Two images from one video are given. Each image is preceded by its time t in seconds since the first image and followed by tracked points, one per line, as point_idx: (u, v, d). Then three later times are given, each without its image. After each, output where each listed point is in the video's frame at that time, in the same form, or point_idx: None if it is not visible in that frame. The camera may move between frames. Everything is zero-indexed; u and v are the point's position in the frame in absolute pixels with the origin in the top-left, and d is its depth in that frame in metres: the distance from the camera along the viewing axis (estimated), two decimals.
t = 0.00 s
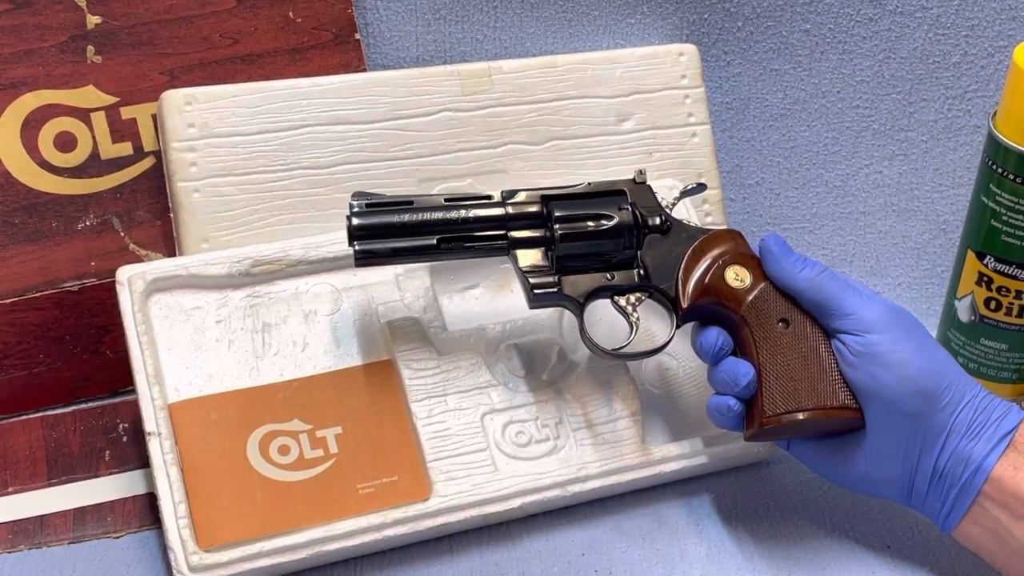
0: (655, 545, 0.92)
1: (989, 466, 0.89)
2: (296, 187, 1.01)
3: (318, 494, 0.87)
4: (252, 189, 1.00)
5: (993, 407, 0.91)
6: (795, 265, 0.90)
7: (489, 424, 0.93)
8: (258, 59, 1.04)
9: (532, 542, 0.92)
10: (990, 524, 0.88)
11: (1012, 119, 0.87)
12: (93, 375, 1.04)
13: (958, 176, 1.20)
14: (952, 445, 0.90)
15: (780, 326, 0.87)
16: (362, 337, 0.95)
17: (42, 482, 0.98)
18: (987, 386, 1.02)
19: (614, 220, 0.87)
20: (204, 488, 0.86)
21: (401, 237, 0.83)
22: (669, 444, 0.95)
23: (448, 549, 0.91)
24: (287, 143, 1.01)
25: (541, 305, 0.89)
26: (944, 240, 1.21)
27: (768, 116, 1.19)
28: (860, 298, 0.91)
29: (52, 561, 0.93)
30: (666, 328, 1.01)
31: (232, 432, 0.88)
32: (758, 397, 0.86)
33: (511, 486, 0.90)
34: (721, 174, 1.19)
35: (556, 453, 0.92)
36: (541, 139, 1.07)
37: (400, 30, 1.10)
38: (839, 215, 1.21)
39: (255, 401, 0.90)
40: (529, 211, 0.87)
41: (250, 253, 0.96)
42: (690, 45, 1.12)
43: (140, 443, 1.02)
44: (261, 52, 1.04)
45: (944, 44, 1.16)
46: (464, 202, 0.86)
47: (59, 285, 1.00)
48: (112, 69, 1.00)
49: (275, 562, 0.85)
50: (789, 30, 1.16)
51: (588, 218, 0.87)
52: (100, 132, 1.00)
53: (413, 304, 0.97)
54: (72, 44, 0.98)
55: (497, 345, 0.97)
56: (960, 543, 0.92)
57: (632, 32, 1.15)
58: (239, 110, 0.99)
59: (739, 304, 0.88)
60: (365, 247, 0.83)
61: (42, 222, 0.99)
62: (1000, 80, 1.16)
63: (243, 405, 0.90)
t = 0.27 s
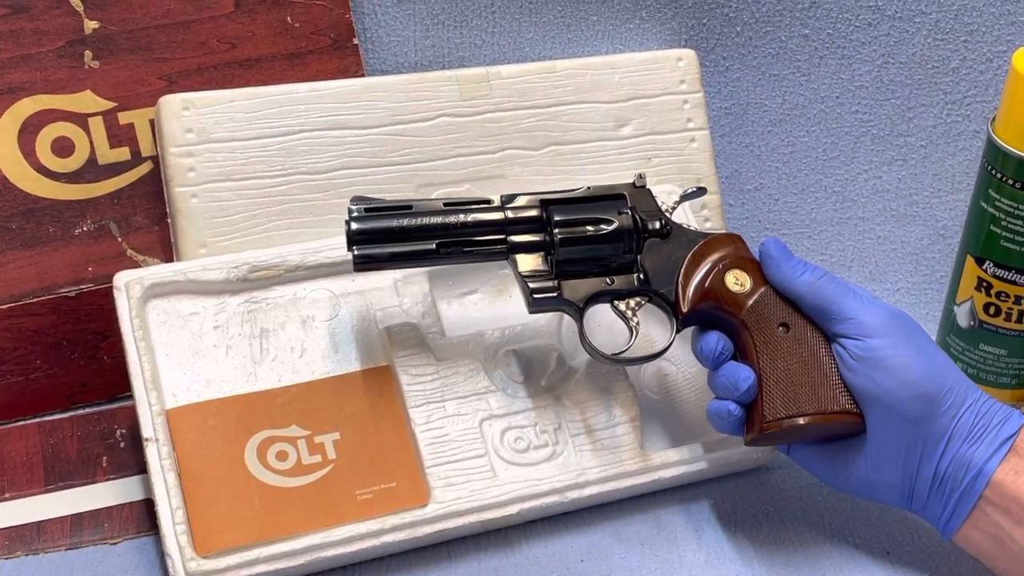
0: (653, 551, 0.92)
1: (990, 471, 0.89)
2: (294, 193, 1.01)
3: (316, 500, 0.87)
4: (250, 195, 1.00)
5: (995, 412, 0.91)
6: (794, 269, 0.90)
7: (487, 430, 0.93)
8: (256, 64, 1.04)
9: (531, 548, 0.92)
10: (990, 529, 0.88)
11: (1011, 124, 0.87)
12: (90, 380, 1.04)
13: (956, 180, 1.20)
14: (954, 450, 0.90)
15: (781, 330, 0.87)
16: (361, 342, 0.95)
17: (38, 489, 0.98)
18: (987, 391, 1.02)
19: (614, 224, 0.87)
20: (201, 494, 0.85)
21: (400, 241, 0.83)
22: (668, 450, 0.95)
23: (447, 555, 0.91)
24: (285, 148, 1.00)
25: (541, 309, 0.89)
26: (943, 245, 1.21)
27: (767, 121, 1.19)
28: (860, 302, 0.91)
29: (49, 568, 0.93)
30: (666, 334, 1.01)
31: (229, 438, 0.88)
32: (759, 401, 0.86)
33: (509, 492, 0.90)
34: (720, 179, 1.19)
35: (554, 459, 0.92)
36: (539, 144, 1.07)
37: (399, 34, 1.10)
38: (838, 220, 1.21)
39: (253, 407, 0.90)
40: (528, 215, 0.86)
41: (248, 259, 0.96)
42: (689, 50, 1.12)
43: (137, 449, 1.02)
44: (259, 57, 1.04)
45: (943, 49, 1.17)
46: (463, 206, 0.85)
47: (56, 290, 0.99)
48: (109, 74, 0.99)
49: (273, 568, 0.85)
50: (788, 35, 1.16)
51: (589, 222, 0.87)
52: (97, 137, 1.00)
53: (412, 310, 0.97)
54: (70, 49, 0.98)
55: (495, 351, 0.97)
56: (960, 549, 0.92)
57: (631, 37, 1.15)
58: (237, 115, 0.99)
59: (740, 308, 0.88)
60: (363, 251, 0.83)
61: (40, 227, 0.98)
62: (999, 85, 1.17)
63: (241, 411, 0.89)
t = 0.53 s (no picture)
0: (652, 554, 0.92)
1: (989, 473, 0.89)
2: (293, 196, 1.01)
3: (314, 503, 0.87)
4: (248, 198, 1.00)
5: (994, 414, 0.91)
6: (793, 271, 0.90)
7: (485, 433, 0.93)
8: (254, 67, 1.04)
9: (529, 551, 0.92)
10: (989, 532, 0.88)
11: (1009, 126, 0.87)
12: (89, 384, 1.04)
13: (954, 184, 1.20)
14: (952, 452, 0.90)
15: (780, 332, 0.87)
16: (359, 345, 0.95)
17: (36, 492, 0.98)
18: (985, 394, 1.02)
19: (614, 226, 0.87)
20: (199, 497, 0.85)
21: (400, 242, 0.83)
22: (667, 453, 0.95)
23: (445, 558, 0.91)
24: (283, 152, 1.00)
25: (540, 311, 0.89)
26: (941, 248, 1.21)
27: (765, 124, 1.19)
28: (859, 305, 0.91)
29: (47, 571, 0.92)
30: (666, 337, 1.01)
31: (227, 441, 0.88)
32: (758, 403, 0.86)
33: (508, 495, 0.90)
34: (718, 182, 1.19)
35: (553, 463, 0.92)
36: (537, 147, 1.07)
37: (397, 38, 1.10)
38: (836, 223, 1.21)
39: (251, 411, 0.90)
40: (528, 217, 0.86)
41: (246, 262, 0.96)
42: (687, 53, 1.12)
43: (135, 452, 1.01)
44: (257, 60, 1.04)
45: (941, 53, 1.17)
46: (463, 208, 0.85)
47: (54, 293, 0.99)
48: (108, 77, 0.99)
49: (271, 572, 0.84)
50: (786, 38, 1.16)
51: (588, 223, 0.87)
52: (95, 140, 1.00)
53: (410, 313, 0.97)
54: (68, 52, 0.98)
55: (493, 354, 0.97)
56: (959, 551, 0.92)
57: (629, 41, 1.15)
58: (235, 118, 0.99)
59: (739, 310, 0.88)
60: (363, 253, 0.83)
61: (38, 230, 0.98)
62: (997, 88, 1.17)
63: (239, 414, 0.89)
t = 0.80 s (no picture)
0: (650, 557, 0.92)
1: (988, 476, 0.89)
2: (291, 199, 1.01)
3: (313, 507, 0.86)
4: (246, 201, 0.99)
5: (993, 417, 0.91)
6: (793, 273, 0.90)
7: (484, 436, 0.93)
8: (253, 70, 1.04)
9: (528, 554, 0.92)
10: (988, 534, 0.88)
11: (1007, 129, 0.87)
12: (87, 387, 1.04)
13: (952, 187, 1.20)
14: (951, 454, 0.90)
15: (779, 334, 0.87)
16: (358, 348, 0.95)
17: (34, 495, 0.98)
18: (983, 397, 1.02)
19: (613, 227, 0.87)
20: (198, 500, 0.85)
21: (399, 244, 0.83)
22: (666, 456, 0.95)
23: (443, 561, 0.91)
24: (281, 155, 1.00)
25: (540, 313, 0.89)
26: (939, 251, 1.21)
27: (763, 126, 1.19)
28: (859, 307, 0.91)
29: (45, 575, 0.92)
30: (665, 340, 1.01)
31: (225, 444, 0.88)
32: (757, 406, 0.86)
33: (506, 498, 0.90)
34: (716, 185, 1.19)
35: (551, 466, 0.92)
36: (536, 150, 1.07)
37: (395, 41, 1.10)
38: (834, 225, 1.21)
39: (249, 414, 0.90)
40: (527, 218, 0.86)
41: (244, 265, 0.96)
42: (686, 56, 1.12)
43: (133, 455, 1.02)
44: (255, 63, 1.04)
45: (939, 55, 1.17)
46: (462, 210, 0.85)
47: (52, 296, 0.99)
48: (106, 80, 0.99)
49: None
50: (784, 41, 1.16)
51: (587, 225, 0.87)
52: (93, 143, 1.00)
53: (408, 316, 0.97)
54: (66, 55, 0.98)
55: (491, 357, 0.97)
56: (958, 554, 0.92)
57: (628, 43, 1.15)
58: (233, 121, 0.99)
59: (738, 312, 0.88)
60: (362, 255, 0.83)
61: (36, 233, 0.98)
62: (995, 91, 1.18)
63: (237, 417, 0.89)
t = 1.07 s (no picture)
0: (648, 561, 0.92)
1: (986, 480, 0.89)
2: (290, 202, 1.01)
3: (310, 511, 0.86)
4: (244, 204, 0.99)
5: (991, 421, 0.91)
6: (791, 277, 0.90)
7: (482, 440, 0.92)
8: (251, 73, 1.04)
9: (526, 558, 0.92)
10: (987, 538, 0.88)
11: (1006, 133, 0.87)
12: (85, 390, 1.04)
13: (951, 189, 1.20)
14: (950, 459, 0.90)
15: (777, 339, 0.87)
16: (356, 351, 0.94)
17: (32, 499, 0.97)
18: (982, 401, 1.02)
19: (609, 233, 0.87)
20: (196, 504, 0.85)
21: (395, 251, 0.83)
22: (664, 460, 0.95)
23: (442, 565, 0.91)
24: (280, 158, 1.00)
25: (536, 318, 0.89)
26: (938, 254, 1.21)
27: (762, 130, 1.19)
28: (856, 312, 0.91)
29: None
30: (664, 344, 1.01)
31: (223, 448, 0.88)
32: (755, 411, 0.86)
33: (505, 502, 0.90)
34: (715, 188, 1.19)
35: (549, 469, 0.92)
36: (534, 153, 1.07)
37: (394, 43, 1.10)
38: (833, 228, 1.20)
39: (247, 418, 0.90)
40: (524, 225, 0.86)
41: (242, 268, 0.95)
42: (684, 59, 1.12)
43: (130, 459, 1.01)
44: (253, 66, 1.04)
45: (938, 58, 1.17)
46: (459, 216, 0.85)
47: (50, 300, 0.99)
48: (104, 83, 0.99)
49: None
50: (782, 44, 1.16)
51: (583, 231, 0.87)
52: (91, 146, 1.00)
53: (407, 319, 0.97)
54: (64, 58, 0.98)
55: (490, 360, 0.96)
56: (956, 557, 0.92)
57: (626, 46, 1.15)
58: (231, 124, 0.99)
59: (736, 316, 0.87)
60: (359, 261, 0.83)
61: (33, 236, 0.98)
62: (993, 94, 1.18)
63: (235, 421, 0.89)
